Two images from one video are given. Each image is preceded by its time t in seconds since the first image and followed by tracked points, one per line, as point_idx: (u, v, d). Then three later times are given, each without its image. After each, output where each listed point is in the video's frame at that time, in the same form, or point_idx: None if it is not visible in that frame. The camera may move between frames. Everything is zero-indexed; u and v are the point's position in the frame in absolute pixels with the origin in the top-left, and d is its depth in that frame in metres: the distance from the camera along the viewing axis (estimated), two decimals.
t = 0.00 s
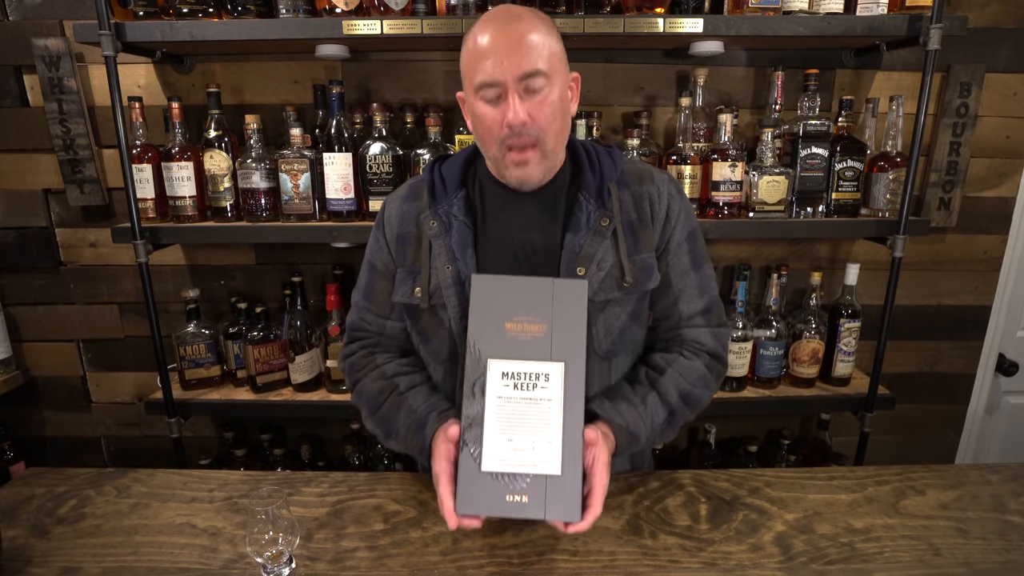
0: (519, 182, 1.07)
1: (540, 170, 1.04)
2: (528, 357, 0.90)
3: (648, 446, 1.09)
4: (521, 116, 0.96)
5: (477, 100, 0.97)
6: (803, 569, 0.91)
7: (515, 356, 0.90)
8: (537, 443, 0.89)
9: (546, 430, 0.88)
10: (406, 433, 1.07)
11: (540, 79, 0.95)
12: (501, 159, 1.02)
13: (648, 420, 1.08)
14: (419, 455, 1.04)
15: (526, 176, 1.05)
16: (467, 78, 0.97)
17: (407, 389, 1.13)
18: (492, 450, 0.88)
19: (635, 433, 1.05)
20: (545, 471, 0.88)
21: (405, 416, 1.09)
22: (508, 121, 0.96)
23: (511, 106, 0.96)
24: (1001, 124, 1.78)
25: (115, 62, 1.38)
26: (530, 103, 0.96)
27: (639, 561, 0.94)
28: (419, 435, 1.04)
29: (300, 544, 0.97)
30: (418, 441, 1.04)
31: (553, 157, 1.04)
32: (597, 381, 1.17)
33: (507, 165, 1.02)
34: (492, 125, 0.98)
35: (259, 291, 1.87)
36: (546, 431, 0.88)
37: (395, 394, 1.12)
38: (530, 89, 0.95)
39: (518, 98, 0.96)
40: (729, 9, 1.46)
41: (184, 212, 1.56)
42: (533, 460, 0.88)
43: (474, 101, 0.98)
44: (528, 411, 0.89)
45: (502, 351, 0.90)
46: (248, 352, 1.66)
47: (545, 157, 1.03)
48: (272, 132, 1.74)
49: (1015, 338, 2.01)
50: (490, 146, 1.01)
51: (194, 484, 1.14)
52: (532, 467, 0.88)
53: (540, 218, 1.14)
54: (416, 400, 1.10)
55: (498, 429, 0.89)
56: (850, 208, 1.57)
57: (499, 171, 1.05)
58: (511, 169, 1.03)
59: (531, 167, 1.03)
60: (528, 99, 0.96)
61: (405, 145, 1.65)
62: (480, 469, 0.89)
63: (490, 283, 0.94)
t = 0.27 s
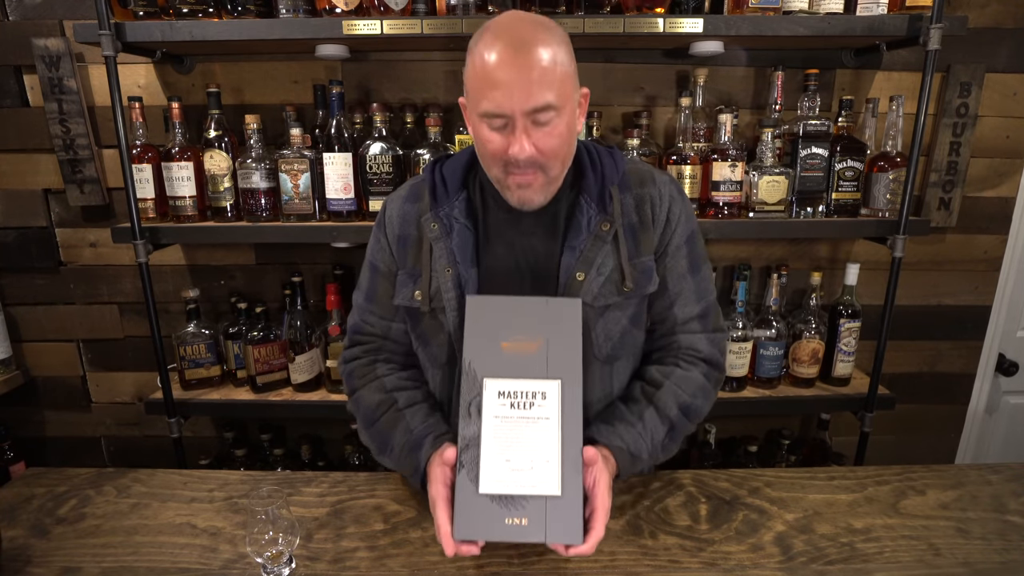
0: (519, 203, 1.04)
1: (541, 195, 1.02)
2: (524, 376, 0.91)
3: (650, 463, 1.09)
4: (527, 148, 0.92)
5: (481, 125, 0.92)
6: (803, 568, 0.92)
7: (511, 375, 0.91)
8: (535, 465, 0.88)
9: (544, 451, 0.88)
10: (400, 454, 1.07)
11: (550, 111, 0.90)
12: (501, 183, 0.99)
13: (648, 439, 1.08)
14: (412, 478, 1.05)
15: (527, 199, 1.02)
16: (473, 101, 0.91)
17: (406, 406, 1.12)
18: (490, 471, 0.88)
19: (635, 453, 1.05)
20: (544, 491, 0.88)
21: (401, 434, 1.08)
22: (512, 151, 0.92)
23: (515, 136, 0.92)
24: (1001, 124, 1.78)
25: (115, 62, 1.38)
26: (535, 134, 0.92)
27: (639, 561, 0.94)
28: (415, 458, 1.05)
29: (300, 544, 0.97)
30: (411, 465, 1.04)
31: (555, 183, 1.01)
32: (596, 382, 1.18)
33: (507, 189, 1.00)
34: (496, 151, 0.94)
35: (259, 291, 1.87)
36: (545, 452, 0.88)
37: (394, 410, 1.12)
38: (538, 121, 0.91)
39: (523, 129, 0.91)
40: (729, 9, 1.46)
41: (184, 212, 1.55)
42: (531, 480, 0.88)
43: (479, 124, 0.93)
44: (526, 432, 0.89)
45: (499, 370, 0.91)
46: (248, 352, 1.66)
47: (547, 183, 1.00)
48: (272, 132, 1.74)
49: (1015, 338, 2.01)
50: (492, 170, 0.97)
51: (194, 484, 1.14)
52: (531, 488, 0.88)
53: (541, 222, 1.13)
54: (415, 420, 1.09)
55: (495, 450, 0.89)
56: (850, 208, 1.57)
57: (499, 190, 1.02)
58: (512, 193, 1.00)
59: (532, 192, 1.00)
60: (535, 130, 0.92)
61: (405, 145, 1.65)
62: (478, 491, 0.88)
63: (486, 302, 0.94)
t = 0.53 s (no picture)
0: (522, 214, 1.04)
1: (545, 208, 1.02)
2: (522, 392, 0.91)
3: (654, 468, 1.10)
4: (532, 164, 0.92)
5: (487, 139, 0.92)
6: (803, 568, 0.92)
7: (510, 390, 0.91)
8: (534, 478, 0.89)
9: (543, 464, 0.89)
10: (400, 458, 1.07)
11: (557, 128, 0.90)
12: (505, 197, 0.99)
13: (652, 445, 1.08)
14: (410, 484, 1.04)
15: (531, 212, 1.02)
16: (479, 115, 0.91)
17: (405, 410, 1.12)
18: (489, 484, 0.88)
19: (641, 460, 1.06)
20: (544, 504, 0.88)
21: (401, 438, 1.09)
22: (517, 166, 0.92)
23: (521, 152, 0.92)
24: (1001, 124, 1.78)
25: (115, 63, 1.38)
26: (541, 150, 0.92)
27: (639, 561, 0.94)
28: (412, 463, 1.04)
29: (300, 544, 0.97)
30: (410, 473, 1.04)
31: (558, 197, 1.01)
32: (598, 388, 1.18)
33: (512, 202, 0.99)
34: (500, 165, 0.94)
35: (259, 291, 1.87)
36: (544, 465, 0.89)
37: (393, 415, 1.12)
38: (544, 137, 0.91)
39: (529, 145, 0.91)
40: (730, 9, 1.46)
41: (184, 212, 1.55)
42: (529, 494, 0.88)
43: (484, 138, 0.93)
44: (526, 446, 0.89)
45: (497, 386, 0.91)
46: (248, 353, 1.66)
47: (551, 197, 1.00)
48: (271, 132, 1.74)
49: (1015, 338, 2.01)
50: (496, 182, 0.97)
51: (194, 484, 1.13)
52: (531, 501, 0.88)
53: (541, 227, 1.14)
54: (414, 424, 1.10)
55: (495, 465, 0.89)
56: (850, 208, 1.57)
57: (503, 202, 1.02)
58: (516, 205, 1.00)
59: (536, 205, 1.00)
60: (541, 146, 0.92)
61: (405, 145, 1.65)
62: (478, 504, 0.89)
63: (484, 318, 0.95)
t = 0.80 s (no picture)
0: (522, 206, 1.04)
1: (546, 200, 1.02)
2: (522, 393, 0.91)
3: (690, 463, 1.04)
4: (533, 152, 0.92)
5: (488, 128, 0.93)
6: (803, 569, 0.91)
7: (511, 391, 0.91)
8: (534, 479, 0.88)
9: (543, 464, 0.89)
10: (367, 442, 1.03)
11: (557, 117, 0.91)
12: (507, 187, 0.99)
13: (679, 435, 1.03)
14: (374, 473, 1.01)
15: (531, 203, 1.02)
16: (480, 104, 0.92)
17: (385, 395, 1.10)
18: (489, 484, 0.88)
19: (675, 454, 1.00)
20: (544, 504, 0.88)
21: (374, 421, 1.05)
22: (519, 154, 0.93)
23: (522, 141, 0.92)
24: (1001, 124, 1.78)
25: (115, 62, 1.38)
26: (543, 138, 0.92)
27: (639, 561, 0.94)
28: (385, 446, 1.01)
29: (300, 544, 0.97)
30: (376, 456, 1.01)
31: (559, 188, 1.01)
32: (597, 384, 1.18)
33: (513, 192, 0.99)
34: (501, 155, 0.94)
35: (259, 291, 1.87)
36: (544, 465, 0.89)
37: (370, 397, 1.09)
38: (545, 126, 0.91)
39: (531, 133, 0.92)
40: (729, 9, 1.46)
41: (184, 212, 1.55)
42: (529, 495, 0.88)
43: (485, 127, 0.93)
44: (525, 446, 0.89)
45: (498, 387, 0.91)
46: (248, 353, 1.66)
47: (552, 188, 1.00)
48: (271, 132, 1.74)
49: (1015, 338, 2.01)
50: (497, 172, 0.97)
51: (194, 484, 1.13)
52: (530, 501, 0.88)
53: (542, 223, 1.14)
54: (391, 411, 1.06)
55: (494, 465, 0.89)
56: (850, 208, 1.57)
57: (503, 193, 1.02)
58: (516, 196, 1.00)
59: (536, 196, 1.00)
60: (542, 135, 0.92)
61: (405, 145, 1.65)
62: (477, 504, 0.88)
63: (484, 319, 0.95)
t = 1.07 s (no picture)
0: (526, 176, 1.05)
1: (551, 166, 1.03)
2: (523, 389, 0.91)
3: (672, 449, 1.02)
4: (540, 108, 0.96)
5: (495, 89, 0.97)
6: (803, 569, 0.91)
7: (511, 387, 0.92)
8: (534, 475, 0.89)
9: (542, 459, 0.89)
10: (395, 432, 1.00)
11: (563, 76, 0.96)
12: (512, 152, 1.00)
13: (662, 420, 1.01)
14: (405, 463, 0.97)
15: (536, 168, 1.03)
16: (488, 67, 0.97)
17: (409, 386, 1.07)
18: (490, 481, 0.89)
19: (653, 437, 0.99)
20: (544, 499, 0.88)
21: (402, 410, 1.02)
22: (526, 111, 0.96)
23: (529, 98, 0.96)
24: (1001, 124, 1.78)
25: (115, 62, 1.38)
26: (548, 96, 0.96)
27: (639, 561, 0.94)
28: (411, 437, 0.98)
29: (300, 544, 0.97)
30: (409, 444, 0.97)
31: (564, 155, 1.03)
32: (597, 378, 1.18)
33: (517, 157, 1.01)
34: (508, 113, 0.97)
35: (260, 291, 1.87)
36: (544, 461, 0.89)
37: (393, 388, 1.06)
38: (551, 84, 0.96)
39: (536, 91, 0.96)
40: (729, 9, 1.46)
41: (184, 212, 1.55)
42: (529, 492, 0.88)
43: (492, 89, 0.97)
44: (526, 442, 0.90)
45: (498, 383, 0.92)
46: (248, 353, 1.66)
47: (557, 154, 1.02)
48: (271, 132, 1.74)
49: (1015, 338, 2.01)
50: (502, 135, 1.00)
51: (194, 484, 1.13)
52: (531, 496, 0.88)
53: (545, 218, 1.15)
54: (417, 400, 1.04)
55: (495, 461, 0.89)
56: (850, 208, 1.57)
57: (507, 162, 1.03)
58: (521, 159, 1.01)
59: (540, 160, 1.01)
60: (548, 94, 0.96)
61: (405, 145, 1.65)
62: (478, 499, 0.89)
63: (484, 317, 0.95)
